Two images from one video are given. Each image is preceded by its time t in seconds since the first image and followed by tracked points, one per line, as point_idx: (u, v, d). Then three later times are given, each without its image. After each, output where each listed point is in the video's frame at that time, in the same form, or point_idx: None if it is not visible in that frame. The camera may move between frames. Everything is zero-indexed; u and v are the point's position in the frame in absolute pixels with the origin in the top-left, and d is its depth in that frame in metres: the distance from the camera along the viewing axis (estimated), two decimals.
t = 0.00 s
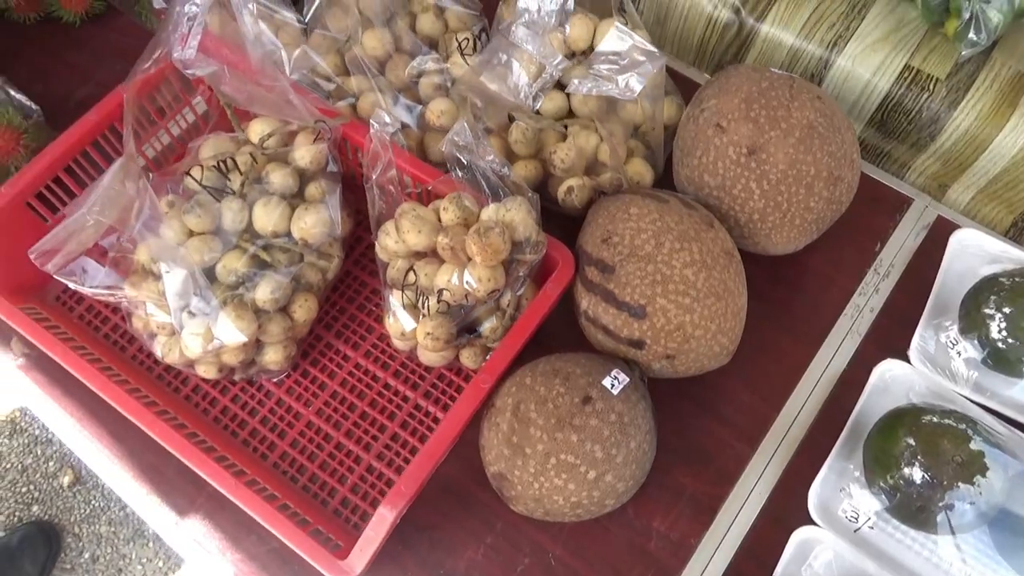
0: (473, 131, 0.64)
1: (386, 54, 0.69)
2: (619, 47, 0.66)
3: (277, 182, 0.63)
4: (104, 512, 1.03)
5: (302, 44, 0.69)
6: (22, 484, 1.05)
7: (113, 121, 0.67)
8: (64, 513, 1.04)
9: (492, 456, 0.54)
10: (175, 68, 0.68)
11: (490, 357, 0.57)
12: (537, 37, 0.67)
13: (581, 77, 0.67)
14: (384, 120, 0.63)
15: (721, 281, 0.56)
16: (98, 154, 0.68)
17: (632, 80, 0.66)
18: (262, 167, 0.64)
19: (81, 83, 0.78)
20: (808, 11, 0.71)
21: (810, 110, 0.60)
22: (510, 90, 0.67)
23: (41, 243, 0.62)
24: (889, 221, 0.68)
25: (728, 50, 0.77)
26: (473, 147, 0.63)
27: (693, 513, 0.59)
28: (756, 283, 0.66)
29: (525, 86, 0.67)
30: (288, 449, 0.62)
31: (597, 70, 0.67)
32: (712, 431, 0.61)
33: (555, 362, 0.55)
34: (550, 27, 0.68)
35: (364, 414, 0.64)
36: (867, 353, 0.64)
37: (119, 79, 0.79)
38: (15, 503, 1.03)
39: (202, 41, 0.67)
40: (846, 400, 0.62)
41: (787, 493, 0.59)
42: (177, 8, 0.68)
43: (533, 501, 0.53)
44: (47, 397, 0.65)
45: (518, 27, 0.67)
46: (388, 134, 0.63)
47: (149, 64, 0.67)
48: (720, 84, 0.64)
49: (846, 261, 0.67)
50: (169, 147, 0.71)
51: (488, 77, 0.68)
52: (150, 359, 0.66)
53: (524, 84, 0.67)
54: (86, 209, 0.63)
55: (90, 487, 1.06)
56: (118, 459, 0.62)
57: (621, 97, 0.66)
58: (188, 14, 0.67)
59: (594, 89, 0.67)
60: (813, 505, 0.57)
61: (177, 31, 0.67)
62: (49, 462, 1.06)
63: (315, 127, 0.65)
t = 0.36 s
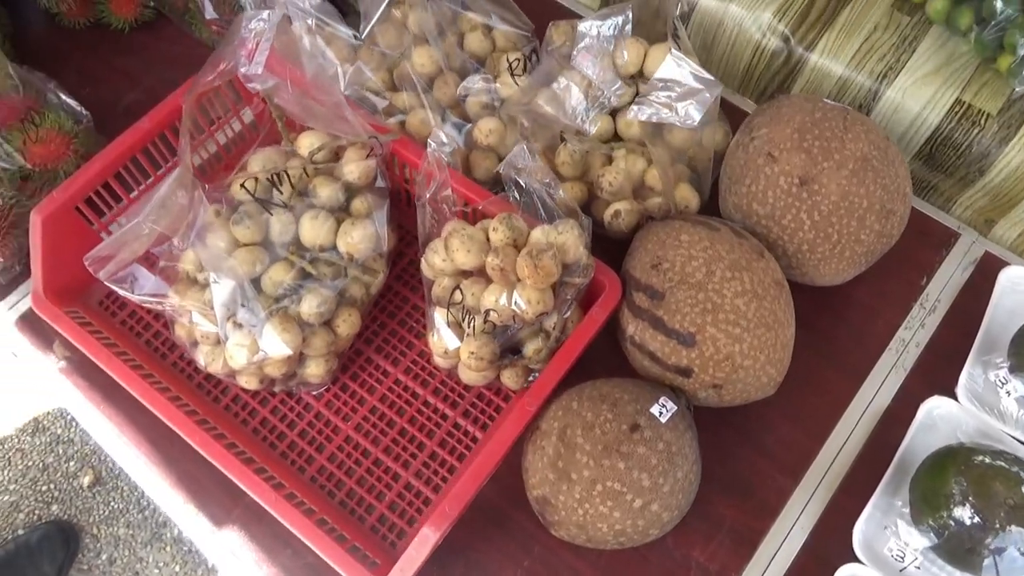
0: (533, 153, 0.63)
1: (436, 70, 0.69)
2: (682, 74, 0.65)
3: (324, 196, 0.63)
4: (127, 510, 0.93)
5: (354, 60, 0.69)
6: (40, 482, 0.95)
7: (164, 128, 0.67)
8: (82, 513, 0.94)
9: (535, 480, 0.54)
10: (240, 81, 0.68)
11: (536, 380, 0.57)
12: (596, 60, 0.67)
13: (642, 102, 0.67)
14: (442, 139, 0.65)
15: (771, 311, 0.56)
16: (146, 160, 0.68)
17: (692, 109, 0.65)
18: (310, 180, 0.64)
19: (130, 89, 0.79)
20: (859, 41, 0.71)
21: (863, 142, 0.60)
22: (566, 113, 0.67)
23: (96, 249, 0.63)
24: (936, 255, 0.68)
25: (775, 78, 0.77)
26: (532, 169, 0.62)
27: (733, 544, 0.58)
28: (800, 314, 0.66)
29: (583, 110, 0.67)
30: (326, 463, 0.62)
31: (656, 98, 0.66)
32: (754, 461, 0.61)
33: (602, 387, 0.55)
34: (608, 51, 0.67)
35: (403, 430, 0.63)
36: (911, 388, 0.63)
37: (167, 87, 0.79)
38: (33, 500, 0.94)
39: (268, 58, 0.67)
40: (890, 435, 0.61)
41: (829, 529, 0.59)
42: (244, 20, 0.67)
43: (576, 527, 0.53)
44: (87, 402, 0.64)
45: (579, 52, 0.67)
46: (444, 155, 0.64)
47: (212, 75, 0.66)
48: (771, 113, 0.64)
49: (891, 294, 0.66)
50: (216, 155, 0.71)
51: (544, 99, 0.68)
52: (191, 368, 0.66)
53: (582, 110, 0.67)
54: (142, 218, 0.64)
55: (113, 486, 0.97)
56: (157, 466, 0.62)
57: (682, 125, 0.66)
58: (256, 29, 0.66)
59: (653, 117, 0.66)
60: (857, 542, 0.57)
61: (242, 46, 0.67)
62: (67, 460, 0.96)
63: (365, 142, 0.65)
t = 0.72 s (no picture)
0: (587, 176, 0.62)
1: (483, 86, 0.68)
2: (735, 100, 0.64)
3: (369, 211, 0.63)
4: (142, 513, 1.07)
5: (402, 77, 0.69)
6: (63, 483, 1.09)
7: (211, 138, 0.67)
8: (103, 514, 1.07)
9: (576, 503, 0.53)
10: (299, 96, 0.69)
11: (579, 402, 0.57)
12: (651, 84, 0.66)
13: (696, 128, 0.65)
14: (493, 159, 0.64)
15: (819, 341, 0.55)
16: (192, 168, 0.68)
17: (747, 137, 0.64)
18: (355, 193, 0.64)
19: (174, 96, 0.79)
20: (906, 71, 0.71)
21: (914, 174, 0.60)
22: (616, 136, 0.66)
23: (147, 257, 0.64)
24: (981, 289, 0.67)
25: (818, 105, 0.77)
26: (585, 192, 0.62)
27: None
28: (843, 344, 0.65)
29: (634, 133, 0.65)
30: (362, 477, 0.62)
31: (711, 124, 0.64)
32: (793, 493, 0.60)
33: (645, 413, 0.55)
34: (662, 76, 0.67)
35: (439, 447, 0.63)
36: (954, 424, 0.62)
37: (211, 95, 0.80)
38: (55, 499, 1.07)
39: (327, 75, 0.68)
40: (932, 471, 0.61)
41: (870, 563, 0.58)
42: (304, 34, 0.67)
43: (617, 553, 0.52)
44: (126, 407, 0.64)
45: (632, 77, 0.67)
46: (496, 174, 0.63)
47: (274, 91, 0.67)
48: (818, 141, 0.63)
49: (934, 328, 0.66)
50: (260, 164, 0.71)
51: (595, 120, 0.66)
52: (229, 377, 0.65)
53: (634, 134, 0.66)
54: (194, 228, 0.64)
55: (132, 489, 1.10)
56: (193, 475, 0.62)
57: (738, 152, 0.64)
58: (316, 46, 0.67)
59: (709, 143, 0.64)
60: None
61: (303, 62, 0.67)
62: (92, 462, 1.11)
63: (412, 158, 0.65)
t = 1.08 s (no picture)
0: (630, 203, 0.62)
1: (524, 107, 0.68)
2: (778, 128, 0.64)
3: (407, 228, 0.63)
4: (161, 516, 1.07)
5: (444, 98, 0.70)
6: (83, 483, 1.10)
7: (253, 151, 0.68)
8: (120, 516, 1.08)
9: (608, 529, 0.53)
10: (348, 115, 0.70)
11: (612, 427, 0.57)
12: (698, 112, 0.66)
13: (739, 158, 0.65)
14: (538, 182, 0.64)
15: (857, 375, 0.55)
16: (233, 179, 0.68)
17: (793, 167, 0.64)
18: (393, 211, 0.65)
19: (215, 106, 0.80)
20: (947, 105, 0.72)
21: (957, 210, 0.60)
22: (661, 163, 0.66)
23: (191, 268, 0.65)
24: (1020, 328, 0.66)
25: (856, 137, 0.76)
26: (629, 220, 0.61)
27: None
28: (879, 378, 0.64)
29: (678, 160, 0.65)
30: (390, 493, 0.62)
31: (756, 154, 0.64)
32: (825, 527, 0.60)
33: (680, 441, 0.54)
34: (709, 104, 0.66)
35: (468, 466, 0.63)
36: (990, 464, 0.62)
37: (251, 107, 0.81)
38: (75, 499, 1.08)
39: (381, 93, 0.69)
40: (966, 511, 0.60)
41: None
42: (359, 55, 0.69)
43: None
44: (159, 414, 0.65)
45: (679, 105, 0.67)
46: (541, 198, 0.64)
47: (323, 108, 0.68)
48: (860, 174, 0.63)
49: (972, 365, 0.65)
50: (299, 178, 0.71)
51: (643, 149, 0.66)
52: (262, 387, 0.65)
53: (678, 161, 0.65)
54: (239, 241, 0.65)
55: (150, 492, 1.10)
56: (223, 484, 0.62)
57: (783, 182, 0.64)
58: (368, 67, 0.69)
59: (754, 173, 0.64)
60: None
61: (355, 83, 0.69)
62: (112, 463, 1.11)
63: (452, 176, 0.66)
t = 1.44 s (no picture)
0: (663, 236, 0.63)
1: (558, 137, 0.69)
2: (810, 167, 0.65)
3: (439, 253, 0.64)
4: (178, 529, 1.09)
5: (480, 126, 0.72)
6: (104, 492, 1.11)
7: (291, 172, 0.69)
8: (139, 527, 1.09)
9: (630, 560, 0.53)
10: (389, 141, 0.71)
11: (637, 457, 0.57)
12: (731, 148, 0.67)
13: (771, 196, 0.65)
14: (570, 212, 0.66)
15: (884, 416, 0.55)
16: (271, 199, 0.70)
17: (825, 207, 0.64)
18: (425, 236, 0.65)
19: (255, 127, 0.82)
20: (979, 149, 0.72)
21: (988, 253, 0.60)
22: (694, 199, 0.67)
23: (229, 285, 0.66)
24: None
25: (887, 176, 0.77)
26: (660, 252, 0.62)
27: None
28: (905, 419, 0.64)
29: (710, 196, 0.66)
30: (413, 515, 0.62)
31: (788, 192, 0.65)
32: (848, 568, 0.59)
33: (704, 474, 0.55)
34: (742, 141, 0.67)
35: (491, 491, 0.63)
36: (1018, 511, 0.61)
37: (290, 129, 0.83)
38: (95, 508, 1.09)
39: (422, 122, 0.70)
40: (993, 558, 0.59)
41: None
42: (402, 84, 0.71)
43: None
44: (188, 427, 0.66)
45: (713, 140, 0.67)
46: (573, 227, 0.65)
47: (362, 134, 0.70)
48: (890, 214, 0.64)
49: (1001, 409, 0.65)
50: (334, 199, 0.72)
51: (676, 184, 0.67)
52: (290, 405, 0.66)
53: (710, 195, 0.66)
54: (277, 259, 0.66)
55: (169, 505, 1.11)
56: (248, 499, 0.63)
57: (815, 222, 0.65)
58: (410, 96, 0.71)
59: (785, 212, 0.65)
60: None
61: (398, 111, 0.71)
62: (133, 474, 1.13)
63: (485, 204, 0.66)
